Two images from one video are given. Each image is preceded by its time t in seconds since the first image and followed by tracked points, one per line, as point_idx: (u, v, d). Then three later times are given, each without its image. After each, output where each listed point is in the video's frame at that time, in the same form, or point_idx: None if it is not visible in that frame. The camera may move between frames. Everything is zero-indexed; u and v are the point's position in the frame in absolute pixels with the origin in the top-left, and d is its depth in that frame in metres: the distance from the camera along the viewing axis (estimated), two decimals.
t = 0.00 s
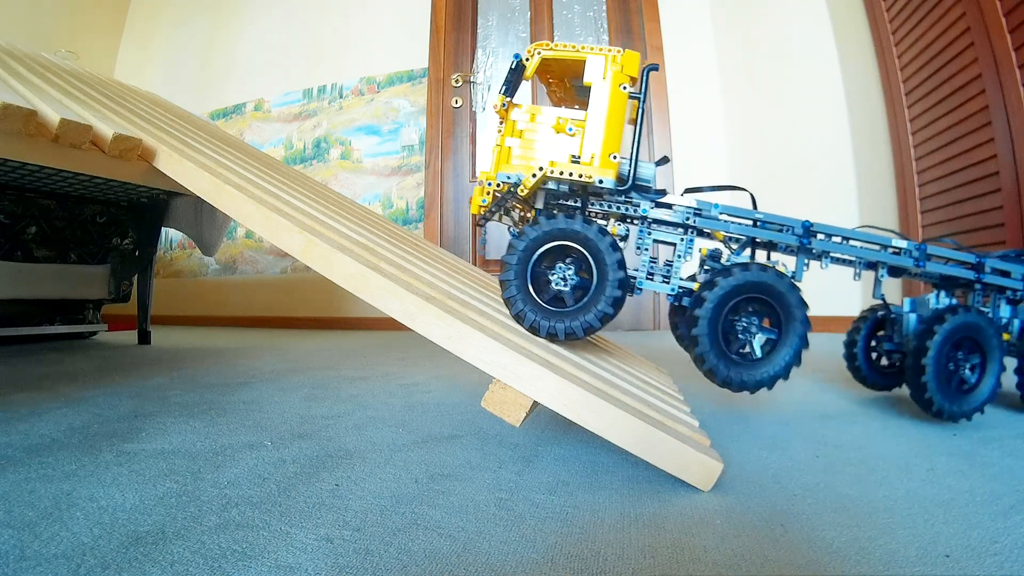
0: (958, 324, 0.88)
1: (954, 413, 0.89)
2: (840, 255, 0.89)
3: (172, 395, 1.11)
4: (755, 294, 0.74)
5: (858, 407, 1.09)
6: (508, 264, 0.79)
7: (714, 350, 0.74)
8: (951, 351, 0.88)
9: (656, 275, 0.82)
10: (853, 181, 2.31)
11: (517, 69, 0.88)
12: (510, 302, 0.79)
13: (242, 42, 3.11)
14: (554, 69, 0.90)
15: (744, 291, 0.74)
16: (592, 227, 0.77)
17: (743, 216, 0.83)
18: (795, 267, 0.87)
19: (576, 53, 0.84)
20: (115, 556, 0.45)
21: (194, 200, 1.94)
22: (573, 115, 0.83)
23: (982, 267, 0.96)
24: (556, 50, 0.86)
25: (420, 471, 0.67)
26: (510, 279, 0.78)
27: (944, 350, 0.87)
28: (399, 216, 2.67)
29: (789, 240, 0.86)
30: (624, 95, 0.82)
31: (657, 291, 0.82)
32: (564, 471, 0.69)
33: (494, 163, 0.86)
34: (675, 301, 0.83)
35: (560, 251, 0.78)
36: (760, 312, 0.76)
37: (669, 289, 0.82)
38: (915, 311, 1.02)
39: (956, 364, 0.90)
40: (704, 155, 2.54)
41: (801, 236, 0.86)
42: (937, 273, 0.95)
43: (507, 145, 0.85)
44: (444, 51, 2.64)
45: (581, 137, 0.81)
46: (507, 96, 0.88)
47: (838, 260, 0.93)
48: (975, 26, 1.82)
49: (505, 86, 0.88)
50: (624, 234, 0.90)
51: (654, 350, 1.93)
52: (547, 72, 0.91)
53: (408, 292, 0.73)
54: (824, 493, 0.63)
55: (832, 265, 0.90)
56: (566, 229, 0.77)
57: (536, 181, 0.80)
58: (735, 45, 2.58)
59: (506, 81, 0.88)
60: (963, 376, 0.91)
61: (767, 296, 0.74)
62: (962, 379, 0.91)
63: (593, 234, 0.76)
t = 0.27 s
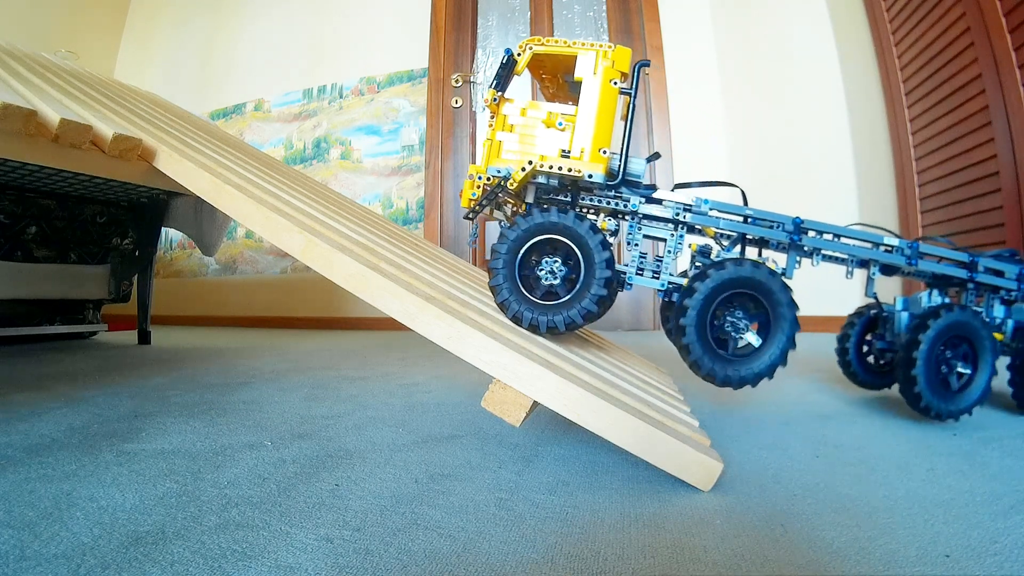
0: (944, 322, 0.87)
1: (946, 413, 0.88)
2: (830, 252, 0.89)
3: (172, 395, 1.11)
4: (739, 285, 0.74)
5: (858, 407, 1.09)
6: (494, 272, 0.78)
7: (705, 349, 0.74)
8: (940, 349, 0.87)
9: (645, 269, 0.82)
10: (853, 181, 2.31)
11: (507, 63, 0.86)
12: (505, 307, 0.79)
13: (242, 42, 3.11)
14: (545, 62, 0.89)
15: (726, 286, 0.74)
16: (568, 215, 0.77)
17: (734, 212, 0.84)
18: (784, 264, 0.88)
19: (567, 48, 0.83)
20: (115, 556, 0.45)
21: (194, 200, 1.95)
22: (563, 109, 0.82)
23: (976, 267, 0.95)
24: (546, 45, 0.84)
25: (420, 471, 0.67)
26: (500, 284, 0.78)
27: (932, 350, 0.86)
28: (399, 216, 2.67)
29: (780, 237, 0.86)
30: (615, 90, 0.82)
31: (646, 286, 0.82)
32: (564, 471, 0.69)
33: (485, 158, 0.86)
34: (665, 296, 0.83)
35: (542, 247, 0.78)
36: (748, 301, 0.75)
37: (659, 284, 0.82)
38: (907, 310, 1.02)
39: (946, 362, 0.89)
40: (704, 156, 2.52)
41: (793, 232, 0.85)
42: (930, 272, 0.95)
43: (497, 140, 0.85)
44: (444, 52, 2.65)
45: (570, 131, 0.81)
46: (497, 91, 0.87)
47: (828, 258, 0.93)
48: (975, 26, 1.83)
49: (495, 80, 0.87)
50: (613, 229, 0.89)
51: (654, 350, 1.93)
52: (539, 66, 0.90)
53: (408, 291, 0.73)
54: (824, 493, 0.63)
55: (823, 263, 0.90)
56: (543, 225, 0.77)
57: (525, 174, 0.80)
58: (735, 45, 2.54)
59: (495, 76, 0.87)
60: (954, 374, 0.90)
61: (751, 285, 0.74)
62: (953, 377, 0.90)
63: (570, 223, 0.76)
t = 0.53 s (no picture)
0: (931, 321, 0.87)
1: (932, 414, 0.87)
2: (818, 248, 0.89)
3: (172, 395, 1.11)
4: (714, 275, 0.74)
5: (858, 408, 1.09)
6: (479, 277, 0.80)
7: (690, 346, 0.74)
8: (926, 348, 0.87)
9: (632, 264, 0.83)
10: (853, 181, 2.31)
11: (496, 57, 0.88)
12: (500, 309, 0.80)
13: (242, 42, 3.11)
14: (533, 57, 0.90)
15: (700, 280, 0.74)
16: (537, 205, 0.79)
17: (721, 207, 0.84)
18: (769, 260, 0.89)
19: (555, 42, 0.85)
20: (115, 556, 0.45)
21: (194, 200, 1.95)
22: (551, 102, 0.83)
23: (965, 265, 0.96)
24: (535, 39, 0.86)
25: (420, 471, 0.67)
26: (488, 287, 0.79)
27: (917, 349, 0.86)
28: (399, 216, 2.67)
29: (766, 232, 0.87)
30: (601, 84, 0.83)
31: (633, 280, 0.83)
32: (564, 471, 0.69)
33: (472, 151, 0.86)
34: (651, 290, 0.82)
35: (521, 243, 0.80)
36: (728, 291, 0.75)
37: (645, 278, 0.82)
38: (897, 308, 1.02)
39: (932, 362, 0.89)
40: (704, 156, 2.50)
41: (779, 227, 0.86)
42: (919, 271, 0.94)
43: (485, 132, 0.85)
44: (444, 52, 2.65)
45: (557, 124, 0.81)
46: (485, 83, 0.87)
47: (815, 254, 0.92)
48: (975, 26, 1.83)
49: (483, 73, 0.87)
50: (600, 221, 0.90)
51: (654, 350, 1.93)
52: (529, 60, 0.91)
53: (408, 291, 0.73)
54: (824, 493, 0.63)
55: (810, 259, 0.91)
56: (516, 221, 0.78)
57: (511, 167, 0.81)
58: (735, 45, 2.54)
59: (483, 69, 0.87)
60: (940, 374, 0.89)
61: (726, 274, 0.74)
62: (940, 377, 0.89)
63: (541, 212, 0.78)
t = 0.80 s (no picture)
0: (923, 317, 0.86)
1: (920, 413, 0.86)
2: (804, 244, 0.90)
3: (172, 395, 1.11)
4: (692, 267, 0.75)
5: (858, 408, 1.09)
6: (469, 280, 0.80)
7: (677, 340, 0.74)
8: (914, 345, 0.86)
9: (618, 258, 0.83)
10: (853, 181, 2.31)
11: (484, 51, 0.87)
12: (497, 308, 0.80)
13: (243, 42, 3.11)
14: (522, 51, 0.90)
15: (679, 273, 0.74)
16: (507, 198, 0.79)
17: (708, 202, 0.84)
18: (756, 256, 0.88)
19: (543, 37, 0.85)
20: (115, 556, 0.45)
21: (194, 200, 1.95)
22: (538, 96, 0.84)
23: (956, 264, 0.95)
24: (523, 34, 0.86)
25: (420, 471, 0.67)
26: (480, 288, 0.80)
27: (904, 346, 0.85)
28: (399, 216, 2.67)
29: (754, 227, 0.87)
30: (589, 79, 0.83)
31: (618, 274, 0.83)
32: (564, 471, 0.69)
33: (460, 144, 0.87)
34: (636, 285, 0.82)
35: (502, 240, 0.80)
36: (708, 281, 0.75)
37: (631, 273, 0.82)
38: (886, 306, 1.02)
39: (919, 360, 0.88)
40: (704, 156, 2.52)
41: (766, 223, 0.86)
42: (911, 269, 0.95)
43: (473, 125, 0.86)
44: (444, 52, 2.65)
45: (543, 118, 0.82)
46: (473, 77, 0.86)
47: (802, 251, 0.92)
48: (975, 26, 1.83)
49: (470, 68, 0.85)
50: (586, 216, 0.89)
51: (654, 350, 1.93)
52: (518, 55, 0.91)
53: (408, 292, 0.73)
54: (824, 493, 0.63)
55: (797, 255, 0.91)
56: (492, 219, 0.79)
57: (496, 159, 0.83)
58: (735, 45, 2.55)
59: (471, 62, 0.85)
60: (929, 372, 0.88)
61: (705, 266, 0.74)
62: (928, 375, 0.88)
63: (511, 204, 0.79)
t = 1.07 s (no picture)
0: (909, 316, 0.85)
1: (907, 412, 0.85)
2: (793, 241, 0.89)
3: (172, 395, 1.11)
4: (673, 262, 0.75)
5: (858, 408, 1.09)
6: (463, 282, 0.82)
7: (662, 333, 0.75)
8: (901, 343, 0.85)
9: (605, 252, 0.85)
10: (853, 181, 2.31)
11: (475, 45, 0.90)
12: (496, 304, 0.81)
13: (243, 43, 3.11)
14: (512, 47, 0.93)
15: (660, 268, 0.75)
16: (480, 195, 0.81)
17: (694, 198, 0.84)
18: (740, 250, 0.90)
19: (533, 32, 0.87)
20: (115, 556, 0.45)
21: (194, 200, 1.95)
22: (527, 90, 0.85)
23: (946, 263, 0.95)
24: (513, 28, 0.88)
25: (420, 471, 0.67)
26: (474, 287, 0.81)
27: (890, 344, 0.84)
28: (399, 216, 2.67)
29: (740, 223, 0.86)
30: (577, 73, 0.85)
31: (605, 268, 0.85)
32: (564, 471, 0.69)
33: (449, 136, 0.89)
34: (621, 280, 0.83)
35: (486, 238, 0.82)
36: (688, 274, 0.76)
37: (618, 267, 0.84)
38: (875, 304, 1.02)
39: (908, 356, 0.88)
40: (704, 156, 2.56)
41: (752, 219, 0.86)
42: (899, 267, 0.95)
43: (462, 119, 0.88)
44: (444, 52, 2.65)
45: (531, 111, 0.83)
46: (463, 71, 0.89)
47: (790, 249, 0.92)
48: (975, 26, 1.82)
49: (462, 62, 0.89)
50: (573, 210, 0.88)
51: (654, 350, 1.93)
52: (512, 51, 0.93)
53: (408, 292, 0.73)
54: (824, 493, 0.63)
55: (784, 252, 0.91)
56: (472, 219, 0.81)
57: (484, 152, 0.83)
58: (735, 45, 2.57)
59: (461, 56, 0.90)
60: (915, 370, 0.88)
61: (685, 261, 0.75)
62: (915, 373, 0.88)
63: (486, 201, 0.81)
